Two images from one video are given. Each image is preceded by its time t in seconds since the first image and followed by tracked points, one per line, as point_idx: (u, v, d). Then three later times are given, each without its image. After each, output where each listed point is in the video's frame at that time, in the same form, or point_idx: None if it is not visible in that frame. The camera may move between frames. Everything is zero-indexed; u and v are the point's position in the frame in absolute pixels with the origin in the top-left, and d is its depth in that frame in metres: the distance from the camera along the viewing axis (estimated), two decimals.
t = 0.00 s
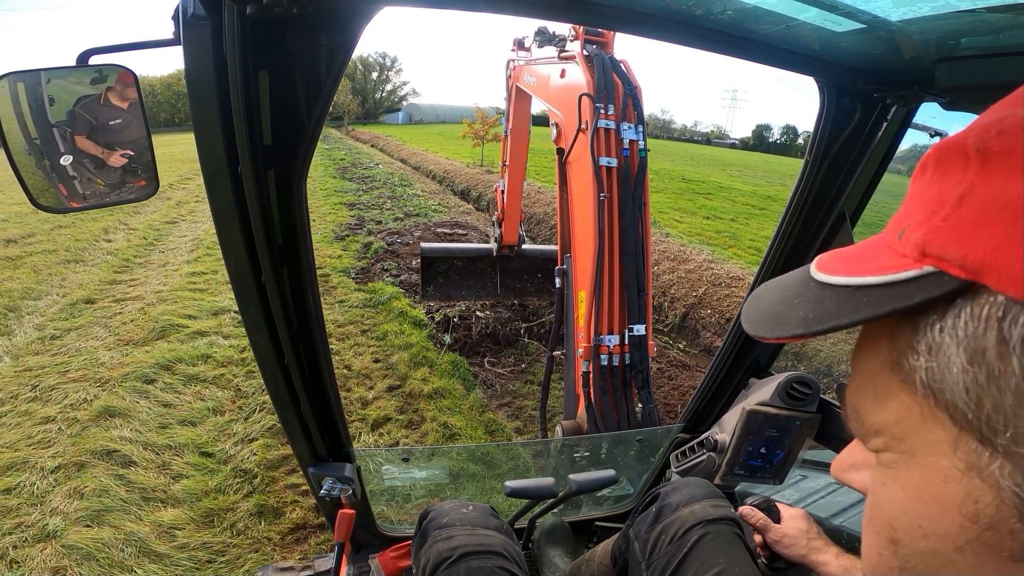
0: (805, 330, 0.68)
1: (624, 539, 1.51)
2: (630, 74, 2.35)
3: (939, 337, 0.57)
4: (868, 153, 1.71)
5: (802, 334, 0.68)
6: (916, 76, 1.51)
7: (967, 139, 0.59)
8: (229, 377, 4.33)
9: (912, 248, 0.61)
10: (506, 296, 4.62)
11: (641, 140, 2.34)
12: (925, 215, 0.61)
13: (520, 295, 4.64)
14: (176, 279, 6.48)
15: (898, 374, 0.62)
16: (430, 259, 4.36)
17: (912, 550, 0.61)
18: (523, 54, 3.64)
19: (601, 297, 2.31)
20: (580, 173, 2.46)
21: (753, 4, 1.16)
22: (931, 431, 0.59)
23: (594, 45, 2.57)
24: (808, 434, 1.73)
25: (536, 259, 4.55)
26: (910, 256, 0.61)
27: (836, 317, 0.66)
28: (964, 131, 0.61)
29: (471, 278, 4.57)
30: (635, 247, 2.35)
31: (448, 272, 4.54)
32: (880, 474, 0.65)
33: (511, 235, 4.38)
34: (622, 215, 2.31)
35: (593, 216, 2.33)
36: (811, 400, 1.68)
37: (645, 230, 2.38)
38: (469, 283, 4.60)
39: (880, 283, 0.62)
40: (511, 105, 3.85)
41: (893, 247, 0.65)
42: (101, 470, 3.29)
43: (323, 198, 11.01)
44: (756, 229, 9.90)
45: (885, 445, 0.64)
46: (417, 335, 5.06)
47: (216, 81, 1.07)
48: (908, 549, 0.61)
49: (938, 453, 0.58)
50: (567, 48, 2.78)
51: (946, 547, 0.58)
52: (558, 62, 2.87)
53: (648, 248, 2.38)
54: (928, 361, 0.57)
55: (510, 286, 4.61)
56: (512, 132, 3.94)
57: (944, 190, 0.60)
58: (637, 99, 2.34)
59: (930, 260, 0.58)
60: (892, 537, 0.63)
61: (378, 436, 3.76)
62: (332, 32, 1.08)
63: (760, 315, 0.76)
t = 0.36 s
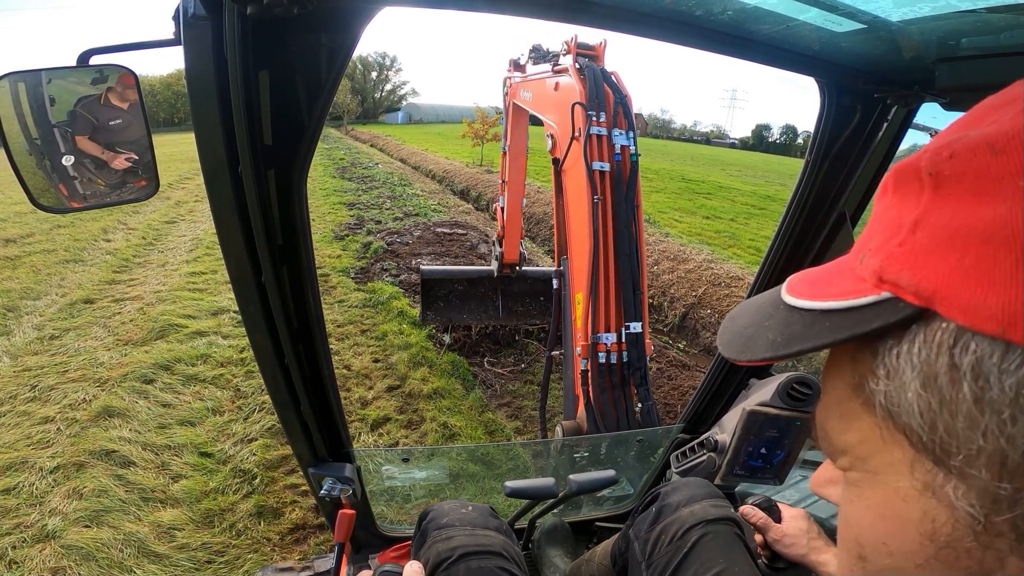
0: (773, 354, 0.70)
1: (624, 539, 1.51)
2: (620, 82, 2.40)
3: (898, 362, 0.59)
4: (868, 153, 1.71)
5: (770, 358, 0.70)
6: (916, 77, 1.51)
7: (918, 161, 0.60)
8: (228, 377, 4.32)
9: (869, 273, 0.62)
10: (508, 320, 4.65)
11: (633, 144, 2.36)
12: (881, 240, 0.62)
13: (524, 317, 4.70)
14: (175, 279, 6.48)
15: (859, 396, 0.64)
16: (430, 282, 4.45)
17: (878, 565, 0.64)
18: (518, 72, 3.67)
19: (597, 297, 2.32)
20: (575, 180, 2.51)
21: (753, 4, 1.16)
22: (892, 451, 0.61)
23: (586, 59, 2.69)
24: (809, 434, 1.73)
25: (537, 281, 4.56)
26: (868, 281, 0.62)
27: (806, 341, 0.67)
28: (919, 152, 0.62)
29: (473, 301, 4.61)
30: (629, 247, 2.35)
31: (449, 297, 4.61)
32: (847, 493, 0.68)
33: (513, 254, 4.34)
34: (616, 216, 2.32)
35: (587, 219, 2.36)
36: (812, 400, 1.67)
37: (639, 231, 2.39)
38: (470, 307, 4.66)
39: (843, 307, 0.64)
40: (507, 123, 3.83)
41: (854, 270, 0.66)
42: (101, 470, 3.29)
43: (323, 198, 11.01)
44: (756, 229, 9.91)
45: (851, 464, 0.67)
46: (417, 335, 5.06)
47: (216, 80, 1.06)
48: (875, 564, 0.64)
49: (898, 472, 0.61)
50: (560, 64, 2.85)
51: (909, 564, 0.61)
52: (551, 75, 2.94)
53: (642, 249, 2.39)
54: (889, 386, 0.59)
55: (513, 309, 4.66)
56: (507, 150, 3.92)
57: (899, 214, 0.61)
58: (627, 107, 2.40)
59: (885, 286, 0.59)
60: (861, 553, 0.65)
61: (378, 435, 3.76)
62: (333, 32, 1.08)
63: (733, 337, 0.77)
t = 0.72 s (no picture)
0: (771, 353, 0.71)
1: (625, 539, 1.51)
2: (614, 89, 2.45)
3: (894, 361, 0.60)
4: (868, 153, 1.71)
5: (770, 357, 0.71)
6: (916, 76, 1.51)
7: (915, 166, 0.61)
8: (229, 377, 4.33)
9: (866, 274, 0.63)
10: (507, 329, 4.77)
11: (627, 148, 2.39)
12: (877, 243, 0.63)
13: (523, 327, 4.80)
14: (175, 279, 6.48)
15: (855, 394, 0.66)
16: (429, 291, 4.62)
17: (876, 559, 0.66)
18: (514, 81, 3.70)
19: (594, 296, 2.32)
20: (570, 185, 2.53)
21: (753, 4, 1.16)
22: (886, 447, 0.63)
23: (581, 66, 2.77)
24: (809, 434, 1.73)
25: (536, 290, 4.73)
26: (865, 282, 0.64)
27: (803, 340, 0.68)
28: (914, 156, 0.63)
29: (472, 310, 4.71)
30: (625, 247, 2.36)
31: (449, 307, 4.72)
32: (842, 488, 0.70)
33: (512, 263, 4.43)
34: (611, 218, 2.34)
35: (583, 220, 2.37)
36: (811, 400, 1.68)
37: (635, 232, 2.41)
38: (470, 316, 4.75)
39: (840, 308, 0.65)
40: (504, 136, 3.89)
41: (850, 271, 0.67)
42: (101, 470, 3.29)
43: (323, 198, 11.01)
44: (756, 229, 9.91)
45: (847, 461, 0.68)
46: (417, 335, 5.06)
47: (216, 80, 1.07)
48: (873, 558, 0.66)
49: (893, 468, 0.63)
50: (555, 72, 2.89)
51: (905, 556, 0.63)
52: (547, 82, 2.97)
53: (638, 249, 2.40)
54: (884, 383, 0.61)
55: (511, 317, 4.77)
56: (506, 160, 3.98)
57: (895, 218, 0.62)
58: (620, 112, 2.43)
59: (882, 287, 0.60)
60: (859, 548, 0.67)
61: (378, 435, 3.76)
62: (332, 32, 1.08)
63: (733, 337, 0.78)
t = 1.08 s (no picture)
0: (792, 337, 0.72)
1: (625, 539, 1.51)
2: (612, 90, 2.48)
3: (916, 343, 0.61)
4: (868, 154, 1.71)
5: (789, 340, 0.72)
6: (916, 76, 1.51)
7: (940, 154, 0.61)
8: (228, 377, 4.32)
9: (889, 259, 0.64)
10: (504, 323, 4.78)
11: (627, 149, 2.40)
12: (901, 229, 0.64)
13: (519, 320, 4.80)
14: (175, 279, 6.48)
15: (876, 375, 0.66)
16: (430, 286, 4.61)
17: (894, 542, 0.66)
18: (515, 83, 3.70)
19: (594, 297, 2.32)
20: (570, 186, 2.54)
21: (753, 4, 1.16)
22: (908, 428, 0.63)
23: (581, 67, 2.79)
24: (809, 434, 1.73)
25: (534, 283, 4.70)
26: (888, 266, 0.64)
27: (822, 324, 0.69)
28: (940, 145, 0.63)
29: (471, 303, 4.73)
30: (625, 247, 2.37)
31: (449, 299, 4.75)
32: (862, 472, 0.70)
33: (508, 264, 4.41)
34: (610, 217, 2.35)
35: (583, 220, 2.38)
36: (811, 400, 1.68)
37: (634, 232, 2.41)
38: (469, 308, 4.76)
39: (861, 291, 0.66)
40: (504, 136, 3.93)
41: (872, 256, 0.68)
42: (101, 470, 3.29)
43: (323, 198, 11.01)
44: (756, 230, 9.91)
45: (867, 444, 0.68)
46: (417, 335, 5.06)
47: (216, 80, 1.07)
48: (891, 541, 0.66)
49: (915, 449, 0.62)
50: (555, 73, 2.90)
51: (924, 539, 0.63)
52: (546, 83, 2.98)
53: (638, 249, 2.40)
54: (906, 364, 0.61)
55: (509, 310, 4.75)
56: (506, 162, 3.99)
57: (919, 205, 0.63)
58: (619, 113, 2.45)
59: (905, 271, 0.61)
60: (877, 531, 0.67)
61: (378, 435, 3.76)
62: (332, 32, 1.08)
63: (751, 322, 0.79)
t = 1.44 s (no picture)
0: (779, 345, 0.72)
1: (624, 540, 1.51)
2: (610, 92, 2.51)
3: (902, 353, 0.61)
4: (867, 154, 1.71)
5: (777, 348, 0.72)
6: (916, 77, 1.51)
7: (926, 157, 0.61)
8: (229, 378, 4.33)
9: (876, 265, 0.64)
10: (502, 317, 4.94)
11: (625, 150, 2.41)
12: (888, 234, 0.64)
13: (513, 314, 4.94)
14: (176, 279, 6.48)
15: (863, 386, 0.67)
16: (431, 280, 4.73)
17: (881, 552, 0.68)
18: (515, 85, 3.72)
19: (593, 297, 2.32)
20: (569, 188, 2.54)
21: (753, 4, 1.16)
22: (895, 440, 0.64)
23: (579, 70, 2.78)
24: (808, 434, 1.73)
25: (531, 279, 4.83)
26: (875, 273, 0.64)
27: (808, 333, 0.70)
28: (926, 147, 0.63)
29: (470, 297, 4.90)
30: (624, 247, 2.37)
31: (448, 292, 4.92)
32: (851, 481, 0.72)
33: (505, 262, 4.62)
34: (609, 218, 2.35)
35: (582, 221, 2.38)
36: (811, 400, 1.67)
37: (633, 232, 2.41)
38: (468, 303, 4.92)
39: (848, 300, 0.66)
40: (504, 139, 3.93)
41: (859, 262, 0.68)
42: (101, 470, 3.29)
43: (323, 198, 11.02)
44: (756, 230, 9.91)
45: (855, 454, 0.70)
46: (417, 336, 5.06)
47: (216, 80, 1.07)
48: (878, 551, 0.69)
49: (901, 462, 0.64)
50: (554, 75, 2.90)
51: (912, 551, 0.65)
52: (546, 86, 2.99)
53: (637, 248, 2.40)
54: (892, 375, 0.62)
55: (506, 304, 4.89)
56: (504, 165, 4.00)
57: (906, 209, 0.63)
58: (617, 114, 2.48)
59: (893, 278, 0.61)
60: (864, 541, 0.70)
61: (378, 436, 3.76)
62: (332, 32, 1.08)
63: (739, 330, 0.79)
